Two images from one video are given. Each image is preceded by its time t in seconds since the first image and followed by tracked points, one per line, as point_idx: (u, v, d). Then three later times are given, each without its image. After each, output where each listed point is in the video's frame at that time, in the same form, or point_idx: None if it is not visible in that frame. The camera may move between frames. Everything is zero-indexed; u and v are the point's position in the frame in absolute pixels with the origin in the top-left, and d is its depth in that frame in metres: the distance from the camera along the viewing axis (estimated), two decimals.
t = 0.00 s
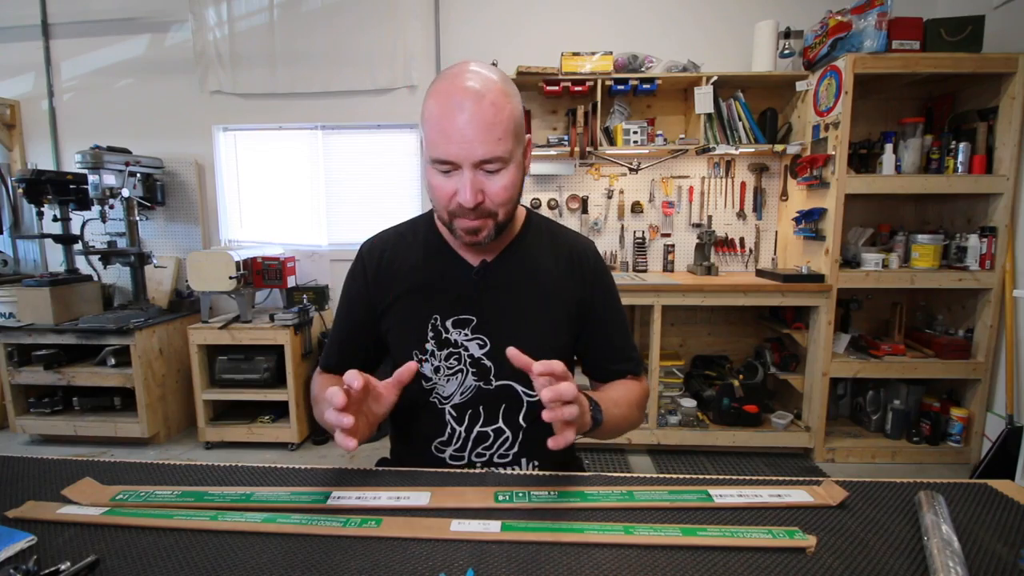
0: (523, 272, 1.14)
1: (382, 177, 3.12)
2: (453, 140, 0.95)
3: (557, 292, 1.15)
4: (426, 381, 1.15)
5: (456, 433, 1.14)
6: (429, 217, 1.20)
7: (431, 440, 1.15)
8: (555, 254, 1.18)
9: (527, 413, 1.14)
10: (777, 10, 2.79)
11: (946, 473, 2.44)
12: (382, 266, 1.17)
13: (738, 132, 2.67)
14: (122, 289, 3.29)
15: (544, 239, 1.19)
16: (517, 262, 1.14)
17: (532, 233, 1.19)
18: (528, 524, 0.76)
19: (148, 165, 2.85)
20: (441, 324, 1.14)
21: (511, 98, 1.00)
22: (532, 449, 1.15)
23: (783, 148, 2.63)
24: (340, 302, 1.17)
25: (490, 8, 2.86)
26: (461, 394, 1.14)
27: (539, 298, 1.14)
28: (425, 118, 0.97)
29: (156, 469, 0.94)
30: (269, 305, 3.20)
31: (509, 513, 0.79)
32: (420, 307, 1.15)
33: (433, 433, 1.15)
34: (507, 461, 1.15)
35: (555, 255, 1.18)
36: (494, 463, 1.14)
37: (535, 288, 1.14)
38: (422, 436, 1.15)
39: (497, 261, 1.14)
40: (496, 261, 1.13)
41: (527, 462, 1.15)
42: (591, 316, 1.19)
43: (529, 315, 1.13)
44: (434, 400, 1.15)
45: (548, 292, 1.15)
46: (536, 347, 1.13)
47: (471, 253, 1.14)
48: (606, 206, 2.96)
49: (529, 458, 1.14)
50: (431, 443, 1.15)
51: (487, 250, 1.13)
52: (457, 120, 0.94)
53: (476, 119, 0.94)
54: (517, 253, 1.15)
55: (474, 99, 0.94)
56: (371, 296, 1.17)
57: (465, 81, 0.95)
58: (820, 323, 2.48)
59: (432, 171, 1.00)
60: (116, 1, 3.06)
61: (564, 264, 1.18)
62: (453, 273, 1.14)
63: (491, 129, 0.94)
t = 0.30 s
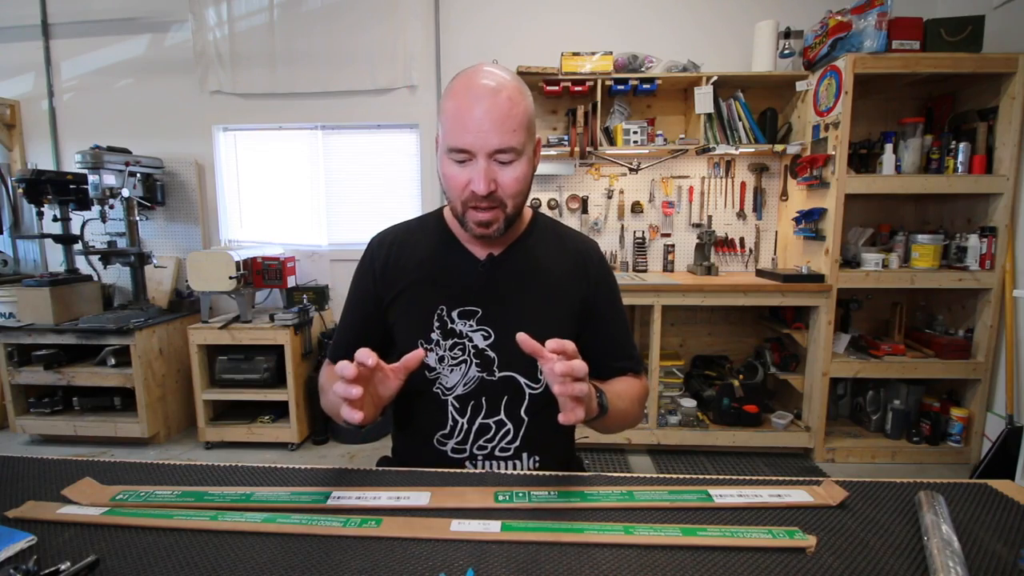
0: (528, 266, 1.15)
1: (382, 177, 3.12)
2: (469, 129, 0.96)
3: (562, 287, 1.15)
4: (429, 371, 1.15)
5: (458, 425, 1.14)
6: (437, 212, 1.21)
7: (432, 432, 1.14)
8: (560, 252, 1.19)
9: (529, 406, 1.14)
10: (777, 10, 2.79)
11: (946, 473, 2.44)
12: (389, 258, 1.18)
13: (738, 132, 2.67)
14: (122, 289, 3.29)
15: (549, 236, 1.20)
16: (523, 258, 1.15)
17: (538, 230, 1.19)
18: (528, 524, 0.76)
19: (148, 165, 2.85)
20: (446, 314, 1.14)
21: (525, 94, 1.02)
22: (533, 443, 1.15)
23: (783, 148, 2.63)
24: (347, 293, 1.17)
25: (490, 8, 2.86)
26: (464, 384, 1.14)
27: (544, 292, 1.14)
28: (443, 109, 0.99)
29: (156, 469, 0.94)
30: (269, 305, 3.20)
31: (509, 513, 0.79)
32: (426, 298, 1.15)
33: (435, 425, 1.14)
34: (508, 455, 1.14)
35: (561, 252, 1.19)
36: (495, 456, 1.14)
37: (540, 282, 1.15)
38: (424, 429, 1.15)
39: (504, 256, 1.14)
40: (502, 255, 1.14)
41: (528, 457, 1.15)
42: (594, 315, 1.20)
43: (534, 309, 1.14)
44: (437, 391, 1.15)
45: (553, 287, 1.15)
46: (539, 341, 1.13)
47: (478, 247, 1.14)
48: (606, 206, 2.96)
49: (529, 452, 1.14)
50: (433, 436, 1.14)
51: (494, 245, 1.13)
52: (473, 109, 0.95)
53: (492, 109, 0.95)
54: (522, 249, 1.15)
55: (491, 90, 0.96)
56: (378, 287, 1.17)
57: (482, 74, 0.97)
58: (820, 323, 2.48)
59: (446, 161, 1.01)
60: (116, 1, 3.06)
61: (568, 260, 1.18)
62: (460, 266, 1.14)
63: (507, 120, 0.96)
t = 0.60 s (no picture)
0: (532, 264, 1.15)
1: (382, 177, 3.12)
2: (480, 125, 0.96)
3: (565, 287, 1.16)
4: (434, 368, 1.15)
5: (461, 422, 1.14)
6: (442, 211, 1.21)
7: (435, 428, 1.14)
8: (564, 252, 1.19)
9: (531, 403, 1.14)
10: (777, 10, 2.79)
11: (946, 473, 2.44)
12: (394, 255, 1.17)
13: (738, 132, 2.67)
14: (122, 289, 3.29)
15: (553, 236, 1.20)
16: (526, 257, 1.15)
17: (541, 230, 1.20)
18: (528, 524, 0.76)
19: (148, 165, 2.85)
20: (450, 312, 1.14)
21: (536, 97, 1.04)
22: (535, 440, 1.15)
23: (783, 148, 2.63)
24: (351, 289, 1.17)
25: (490, 9, 2.86)
26: (468, 381, 1.14)
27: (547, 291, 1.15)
28: (454, 108, 1.00)
29: (156, 469, 0.94)
30: (270, 305, 3.20)
31: (509, 512, 0.79)
32: (430, 296, 1.15)
33: (438, 422, 1.14)
34: (510, 450, 1.14)
35: (564, 251, 1.19)
36: (497, 453, 1.14)
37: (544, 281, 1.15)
38: (427, 425, 1.15)
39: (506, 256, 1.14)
40: (506, 254, 1.14)
41: (531, 454, 1.15)
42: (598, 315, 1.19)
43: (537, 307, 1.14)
44: (440, 388, 1.15)
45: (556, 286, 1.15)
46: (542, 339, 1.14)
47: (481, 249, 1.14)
48: (605, 207, 2.96)
49: (531, 449, 1.14)
50: (436, 432, 1.15)
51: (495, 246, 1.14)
52: (485, 106, 0.96)
53: (504, 106, 0.96)
54: (524, 249, 1.15)
55: (503, 88, 0.97)
56: (382, 284, 1.17)
57: (495, 74, 0.99)
58: (820, 323, 2.48)
59: (456, 157, 1.01)
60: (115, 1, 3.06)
61: (571, 260, 1.19)
62: (463, 264, 1.14)
63: (519, 118, 0.97)
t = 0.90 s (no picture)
0: (529, 267, 1.15)
1: (382, 177, 3.13)
2: (508, 107, 0.97)
3: (562, 289, 1.16)
4: (429, 371, 1.14)
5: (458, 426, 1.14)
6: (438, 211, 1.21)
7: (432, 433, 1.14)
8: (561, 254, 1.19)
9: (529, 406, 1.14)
10: (777, 10, 2.79)
11: (946, 473, 2.44)
12: (388, 257, 1.17)
13: (738, 132, 2.67)
14: (122, 289, 3.29)
15: (550, 238, 1.20)
16: (523, 259, 1.15)
17: (539, 230, 1.20)
18: (528, 524, 0.76)
19: (148, 165, 2.85)
20: (447, 314, 1.13)
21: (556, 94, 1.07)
22: (534, 443, 1.15)
23: (783, 148, 2.63)
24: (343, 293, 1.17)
25: (489, 9, 2.86)
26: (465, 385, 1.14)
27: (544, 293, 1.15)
28: (476, 92, 1.02)
29: (156, 469, 0.94)
30: (269, 305, 3.20)
31: (509, 513, 0.79)
32: (426, 298, 1.14)
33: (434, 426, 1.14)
34: (508, 455, 1.14)
35: (561, 253, 1.19)
36: (495, 457, 1.14)
37: (541, 283, 1.15)
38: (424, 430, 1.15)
39: (505, 255, 1.14)
40: (506, 254, 1.14)
41: (529, 457, 1.14)
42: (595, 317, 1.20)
43: (534, 309, 1.14)
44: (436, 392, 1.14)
45: (555, 287, 1.16)
46: (540, 340, 1.13)
47: (482, 248, 1.14)
48: (606, 207, 2.96)
49: (530, 452, 1.14)
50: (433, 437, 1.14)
51: (496, 243, 1.14)
52: (515, 89, 0.98)
53: (533, 93, 0.98)
54: (523, 249, 1.15)
55: (533, 77, 0.99)
56: (376, 287, 1.17)
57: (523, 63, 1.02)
58: (820, 323, 2.48)
59: (477, 137, 1.00)
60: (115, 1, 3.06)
61: (568, 261, 1.19)
62: (460, 266, 1.13)
63: (546, 106, 1.00)
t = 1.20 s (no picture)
0: (526, 273, 1.15)
1: (383, 177, 3.13)
2: (503, 108, 0.97)
3: (560, 294, 1.16)
4: (427, 381, 1.14)
5: (458, 437, 1.14)
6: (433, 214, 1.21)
7: (432, 443, 1.15)
8: (559, 258, 1.18)
9: (529, 414, 1.14)
10: (777, 10, 2.79)
11: (946, 473, 2.44)
12: (383, 262, 1.17)
13: (738, 132, 2.67)
14: (122, 289, 3.29)
15: (548, 241, 1.20)
16: (520, 265, 1.15)
17: (536, 235, 1.19)
18: (528, 524, 0.76)
19: (148, 165, 2.85)
20: (443, 324, 1.13)
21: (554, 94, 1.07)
22: (534, 451, 1.15)
23: (783, 148, 2.63)
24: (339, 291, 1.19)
25: (489, 8, 2.86)
26: (463, 395, 1.14)
27: (542, 300, 1.15)
28: (471, 92, 1.01)
29: (156, 468, 0.94)
30: (269, 305, 3.20)
31: (509, 513, 0.79)
32: (422, 307, 1.14)
33: (434, 436, 1.14)
34: (509, 463, 1.14)
35: (559, 257, 1.19)
36: (496, 466, 1.14)
37: (539, 289, 1.15)
38: (424, 440, 1.15)
39: (500, 261, 1.14)
40: (501, 259, 1.14)
41: (530, 465, 1.14)
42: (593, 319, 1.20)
43: (532, 317, 1.14)
44: (435, 402, 1.14)
45: (552, 293, 1.16)
46: (539, 347, 1.13)
47: (478, 253, 1.14)
48: (606, 207, 2.96)
49: (530, 461, 1.14)
50: (432, 448, 1.15)
51: (492, 248, 1.14)
52: (511, 89, 0.97)
53: (529, 94, 0.98)
54: (519, 254, 1.15)
55: (530, 77, 0.99)
56: (371, 292, 1.17)
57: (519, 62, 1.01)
58: (820, 323, 2.48)
59: (472, 138, 1.01)
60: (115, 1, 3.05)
61: (566, 265, 1.19)
62: (455, 272, 1.13)
63: (542, 107, 0.99)
